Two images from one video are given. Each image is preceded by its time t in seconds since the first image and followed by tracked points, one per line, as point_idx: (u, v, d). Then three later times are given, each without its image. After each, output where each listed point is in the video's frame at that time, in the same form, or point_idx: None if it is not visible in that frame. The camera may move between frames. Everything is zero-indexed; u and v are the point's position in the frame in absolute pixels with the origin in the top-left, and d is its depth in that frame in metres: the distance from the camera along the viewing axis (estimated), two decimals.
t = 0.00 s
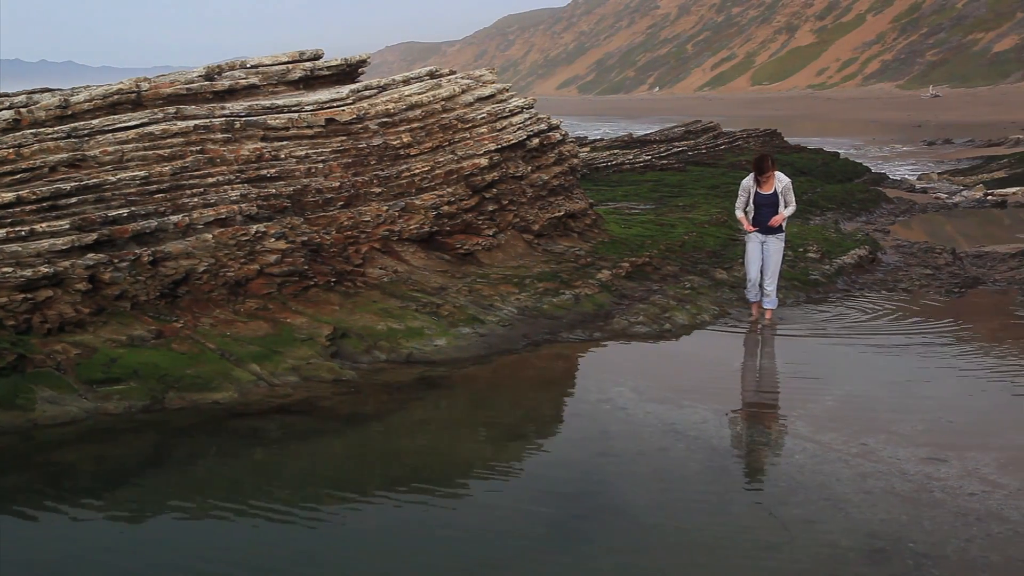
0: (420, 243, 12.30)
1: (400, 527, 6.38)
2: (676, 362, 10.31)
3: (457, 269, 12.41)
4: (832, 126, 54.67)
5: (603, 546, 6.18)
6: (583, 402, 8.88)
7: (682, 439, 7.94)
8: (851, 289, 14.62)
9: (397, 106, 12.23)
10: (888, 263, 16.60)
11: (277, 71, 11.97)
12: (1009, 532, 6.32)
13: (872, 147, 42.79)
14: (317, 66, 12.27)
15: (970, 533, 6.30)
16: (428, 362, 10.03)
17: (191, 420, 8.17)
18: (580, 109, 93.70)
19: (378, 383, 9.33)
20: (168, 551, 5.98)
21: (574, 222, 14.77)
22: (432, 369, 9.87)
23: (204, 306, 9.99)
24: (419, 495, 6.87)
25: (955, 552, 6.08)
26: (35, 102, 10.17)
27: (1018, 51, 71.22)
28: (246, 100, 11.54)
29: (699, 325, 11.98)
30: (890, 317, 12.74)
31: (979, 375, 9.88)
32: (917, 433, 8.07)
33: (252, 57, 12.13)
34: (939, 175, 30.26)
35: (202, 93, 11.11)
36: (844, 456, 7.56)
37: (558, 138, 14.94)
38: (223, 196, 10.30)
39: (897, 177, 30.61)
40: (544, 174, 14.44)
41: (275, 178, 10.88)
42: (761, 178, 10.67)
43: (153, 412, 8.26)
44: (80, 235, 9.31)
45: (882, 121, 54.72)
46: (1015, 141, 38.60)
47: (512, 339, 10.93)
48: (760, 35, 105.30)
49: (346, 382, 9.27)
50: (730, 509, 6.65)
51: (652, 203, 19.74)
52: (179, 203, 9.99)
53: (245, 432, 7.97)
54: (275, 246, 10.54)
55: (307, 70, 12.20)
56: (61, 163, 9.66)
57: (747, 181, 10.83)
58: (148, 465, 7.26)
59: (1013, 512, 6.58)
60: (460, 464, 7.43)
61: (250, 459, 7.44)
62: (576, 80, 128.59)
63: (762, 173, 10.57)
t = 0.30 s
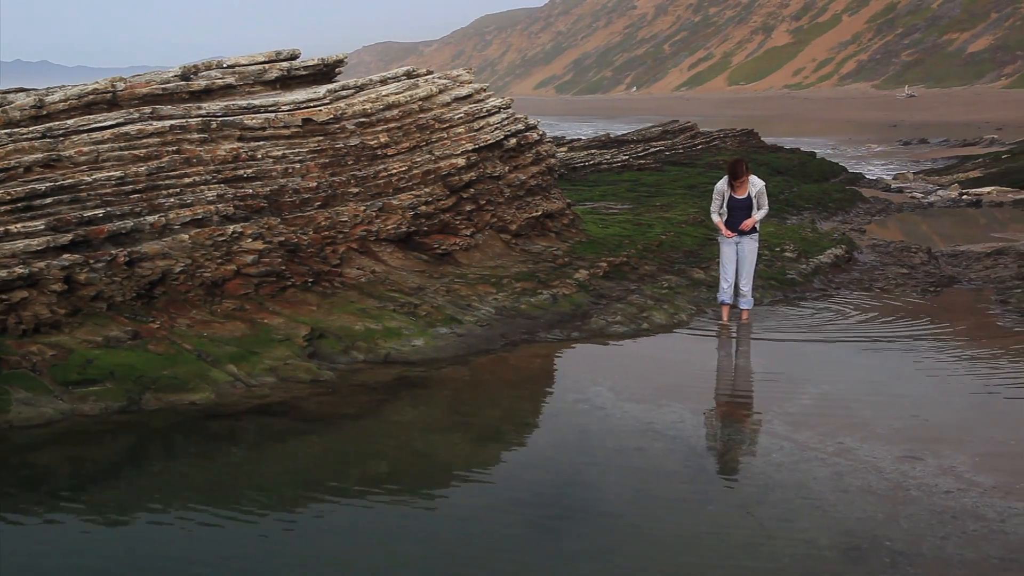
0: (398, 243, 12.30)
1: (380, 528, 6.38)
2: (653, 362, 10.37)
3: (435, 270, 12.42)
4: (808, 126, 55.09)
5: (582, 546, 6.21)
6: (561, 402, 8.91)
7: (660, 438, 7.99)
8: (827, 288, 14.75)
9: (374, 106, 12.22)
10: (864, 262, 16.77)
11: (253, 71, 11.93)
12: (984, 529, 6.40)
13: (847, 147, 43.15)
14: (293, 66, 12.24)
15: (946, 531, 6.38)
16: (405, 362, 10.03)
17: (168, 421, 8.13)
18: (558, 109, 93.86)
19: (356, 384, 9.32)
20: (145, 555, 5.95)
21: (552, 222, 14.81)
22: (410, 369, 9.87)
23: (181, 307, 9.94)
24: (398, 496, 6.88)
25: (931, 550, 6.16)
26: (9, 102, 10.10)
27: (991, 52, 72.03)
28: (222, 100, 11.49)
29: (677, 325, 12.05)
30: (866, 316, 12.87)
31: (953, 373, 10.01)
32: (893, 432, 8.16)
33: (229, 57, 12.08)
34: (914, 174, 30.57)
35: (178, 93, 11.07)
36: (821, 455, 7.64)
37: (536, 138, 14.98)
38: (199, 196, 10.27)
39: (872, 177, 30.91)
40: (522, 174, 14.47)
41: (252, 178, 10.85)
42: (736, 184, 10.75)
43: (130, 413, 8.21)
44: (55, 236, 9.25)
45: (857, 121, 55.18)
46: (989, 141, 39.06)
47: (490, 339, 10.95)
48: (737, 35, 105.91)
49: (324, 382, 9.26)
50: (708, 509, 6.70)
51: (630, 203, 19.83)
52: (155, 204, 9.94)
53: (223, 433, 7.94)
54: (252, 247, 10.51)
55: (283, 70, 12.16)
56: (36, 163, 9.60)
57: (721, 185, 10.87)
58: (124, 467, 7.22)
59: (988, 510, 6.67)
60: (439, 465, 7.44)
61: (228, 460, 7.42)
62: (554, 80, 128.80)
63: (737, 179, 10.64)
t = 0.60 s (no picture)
0: (375, 243, 12.30)
1: (359, 529, 6.39)
2: (630, 362, 10.43)
3: (412, 270, 12.43)
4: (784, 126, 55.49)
5: (560, 545, 6.25)
6: (539, 402, 8.95)
7: (637, 438, 8.04)
8: (804, 288, 14.89)
9: (351, 106, 12.20)
10: (840, 261, 16.93)
11: (229, 70, 11.88)
12: (958, 527, 6.50)
13: (823, 147, 43.51)
14: (270, 66, 12.20)
15: (921, 529, 6.48)
16: (382, 362, 10.04)
17: (144, 422, 8.10)
18: (536, 109, 94.00)
19: (334, 384, 9.31)
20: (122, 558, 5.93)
21: (529, 222, 14.84)
22: (388, 369, 9.87)
23: (157, 307, 9.89)
24: (377, 496, 6.88)
25: (906, 548, 6.25)
26: None
27: (966, 53, 72.86)
28: (198, 100, 11.46)
29: (654, 324, 12.12)
30: (841, 315, 13.00)
31: (927, 372, 10.13)
32: (867, 431, 8.26)
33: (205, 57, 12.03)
34: (890, 174, 30.86)
35: (154, 93, 11.03)
36: (797, 454, 7.73)
37: (513, 138, 15.01)
38: (175, 196, 10.25)
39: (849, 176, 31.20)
40: (499, 174, 14.50)
41: (228, 178, 10.83)
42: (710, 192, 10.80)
43: (106, 415, 8.17)
44: (30, 237, 9.19)
45: (833, 121, 55.63)
46: (963, 141, 39.48)
47: (468, 339, 10.97)
48: (713, 36, 106.47)
49: (301, 383, 9.24)
50: (687, 508, 6.76)
51: (607, 202, 19.91)
52: (131, 204, 9.91)
53: (200, 434, 7.92)
54: (229, 247, 10.48)
55: (259, 70, 12.13)
56: (10, 163, 9.54)
57: (695, 194, 10.90)
58: (100, 468, 7.19)
59: (962, 507, 6.77)
60: (417, 465, 7.46)
61: (205, 462, 7.40)
62: (531, 80, 128.92)
63: (712, 190, 10.69)
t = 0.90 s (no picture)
0: (352, 243, 12.28)
1: (339, 530, 6.39)
2: (608, 361, 10.47)
3: (389, 270, 12.42)
4: (760, 126, 55.83)
5: (540, 545, 6.28)
6: (517, 402, 8.98)
7: (614, 437, 8.09)
8: (781, 287, 15.01)
9: (328, 106, 12.18)
10: (817, 260, 17.07)
11: (206, 70, 11.83)
12: (934, 525, 6.60)
13: (799, 147, 43.80)
14: (246, 66, 12.15)
15: (898, 527, 6.56)
16: (360, 362, 10.03)
17: (120, 424, 8.05)
18: (516, 108, 93.94)
19: (311, 385, 9.30)
20: (100, 561, 5.90)
21: (506, 222, 14.86)
22: (365, 370, 9.87)
23: (133, 308, 9.84)
24: (356, 497, 6.89)
25: (883, 546, 6.33)
26: None
27: (940, 53, 73.64)
28: (174, 100, 11.41)
29: (631, 324, 12.18)
30: (817, 314, 13.11)
31: (902, 371, 10.25)
32: (844, 430, 8.35)
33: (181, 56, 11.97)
34: (865, 173, 31.14)
35: (130, 92, 10.98)
36: (775, 452, 7.80)
37: (490, 137, 15.04)
38: (151, 197, 10.22)
39: (825, 176, 31.45)
40: (476, 173, 14.52)
41: (204, 178, 10.80)
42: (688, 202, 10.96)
43: (82, 416, 8.12)
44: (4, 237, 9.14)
45: (809, 121, 56.02)
46: (937, 140, 39.89)
47: (446, 339, 10.98)
48: (690, 36, 106.95)
49: (278, 383, 9.22)
50: (666, 507, 6.81)
51: (584, 202, 19.97)
52: (107, 204, 9.88)
53: (177, 435, 7.89)
54: (205, 248, 10.45)
55: (236, 70, 12.08)
56: None
57: (675, 202, 11.03)
58: (77, 470, 7.14)
59: (938, 506, 6.87)
60: (395, 465, 7.46)
61: (182, 463, 7.37)
62: (509, 79, 128.98)
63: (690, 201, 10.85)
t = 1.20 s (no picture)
0: (329, 243, 12.26)
1: (317, 531, 6.39)
2: (584, 361, 10.52)
3: (366, 270, 12.41)
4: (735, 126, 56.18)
5: (519, 545, 6.32)
6: (494, 402, 9.01)
7: (591, 437, 8.14)
8: (758, 287, 15.13)
9: (304, 106, 12.16)
10: (793, 260, 17.21)
11: (181, 70, 11.79)
12: (909, 523, 6.70)
13: (775, 147, 44.12)
14: (222, 66, 12.10)
15: (873, 525, 6.66)
16: (337, 363, 10.03)
17: (96, 425, 8.02)
18: (491, 108, 93.96)
19: (289, 385, 9.29)
20: (76, 565, 5.88)
21: (483, 222, 14.89)
22: (342, 370, 9.87)
23: (108, 309, 9.79)
24: (334, 498, 6.89)
25: (859, 544, 6.42)
26: None
27: (915, 53, 74.38)
28: (149, 100, 11.37)
29: (608, 324, 12.25)
30: (793, 313, 13.24)
31: (878, 369, 10.37)
32: (820, 429, 8.45)
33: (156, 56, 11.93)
34: (841, 173, 31.41)
35: (105, 92, 10.94)
36: (751, 452, 7.88)
37: (467, 138, 15.07)
38: (127, 197, 10.19)
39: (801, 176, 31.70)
40: (453, 174, 14.54)
41: (180, 178, 10.77)
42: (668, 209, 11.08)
43: (57, 418, 8.07)
44: None
45: (784, 121, 56.40)
46: (912, 140, 40.29)
47: (423, 339, 11.00)
48: (667, 36, 107.40)
49: (255, 384, 9.20)
50: (643, 507, 6.87)
51: (561, 202, 20.04)
52: (82, 205, 9.85)
53: (153, 437, 7.86)
54: (181, 248, 10.41)
55: (211, 70, 12.03)
56: None
57: (655, 207, 11.13)
58: (52, 472, 7.10)
59: (913, 503, 6.97)
60: (373, 466, 7.48)
61: (159, 464, 7.34)
62: (486, 79, 129.00)
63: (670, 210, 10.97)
